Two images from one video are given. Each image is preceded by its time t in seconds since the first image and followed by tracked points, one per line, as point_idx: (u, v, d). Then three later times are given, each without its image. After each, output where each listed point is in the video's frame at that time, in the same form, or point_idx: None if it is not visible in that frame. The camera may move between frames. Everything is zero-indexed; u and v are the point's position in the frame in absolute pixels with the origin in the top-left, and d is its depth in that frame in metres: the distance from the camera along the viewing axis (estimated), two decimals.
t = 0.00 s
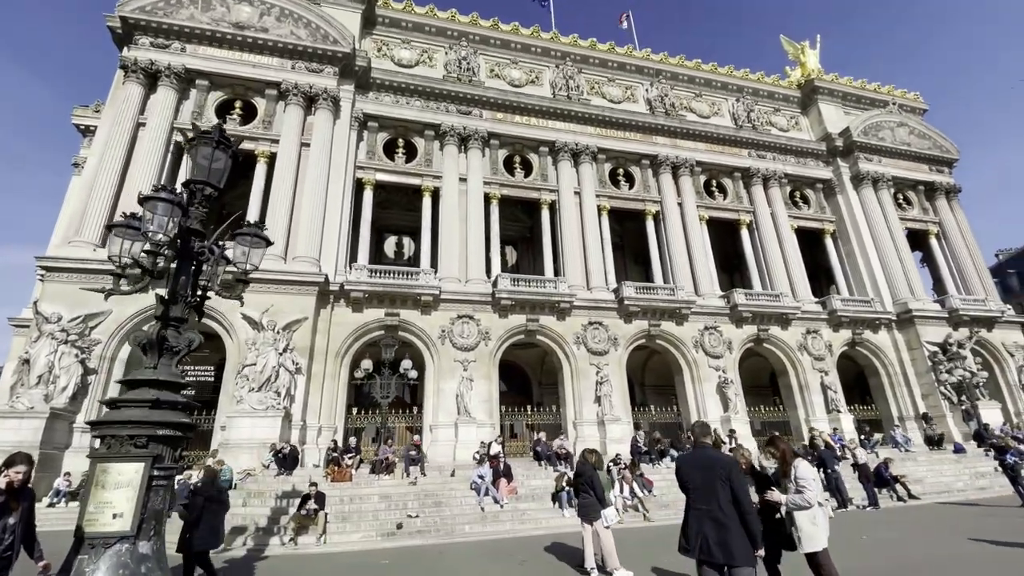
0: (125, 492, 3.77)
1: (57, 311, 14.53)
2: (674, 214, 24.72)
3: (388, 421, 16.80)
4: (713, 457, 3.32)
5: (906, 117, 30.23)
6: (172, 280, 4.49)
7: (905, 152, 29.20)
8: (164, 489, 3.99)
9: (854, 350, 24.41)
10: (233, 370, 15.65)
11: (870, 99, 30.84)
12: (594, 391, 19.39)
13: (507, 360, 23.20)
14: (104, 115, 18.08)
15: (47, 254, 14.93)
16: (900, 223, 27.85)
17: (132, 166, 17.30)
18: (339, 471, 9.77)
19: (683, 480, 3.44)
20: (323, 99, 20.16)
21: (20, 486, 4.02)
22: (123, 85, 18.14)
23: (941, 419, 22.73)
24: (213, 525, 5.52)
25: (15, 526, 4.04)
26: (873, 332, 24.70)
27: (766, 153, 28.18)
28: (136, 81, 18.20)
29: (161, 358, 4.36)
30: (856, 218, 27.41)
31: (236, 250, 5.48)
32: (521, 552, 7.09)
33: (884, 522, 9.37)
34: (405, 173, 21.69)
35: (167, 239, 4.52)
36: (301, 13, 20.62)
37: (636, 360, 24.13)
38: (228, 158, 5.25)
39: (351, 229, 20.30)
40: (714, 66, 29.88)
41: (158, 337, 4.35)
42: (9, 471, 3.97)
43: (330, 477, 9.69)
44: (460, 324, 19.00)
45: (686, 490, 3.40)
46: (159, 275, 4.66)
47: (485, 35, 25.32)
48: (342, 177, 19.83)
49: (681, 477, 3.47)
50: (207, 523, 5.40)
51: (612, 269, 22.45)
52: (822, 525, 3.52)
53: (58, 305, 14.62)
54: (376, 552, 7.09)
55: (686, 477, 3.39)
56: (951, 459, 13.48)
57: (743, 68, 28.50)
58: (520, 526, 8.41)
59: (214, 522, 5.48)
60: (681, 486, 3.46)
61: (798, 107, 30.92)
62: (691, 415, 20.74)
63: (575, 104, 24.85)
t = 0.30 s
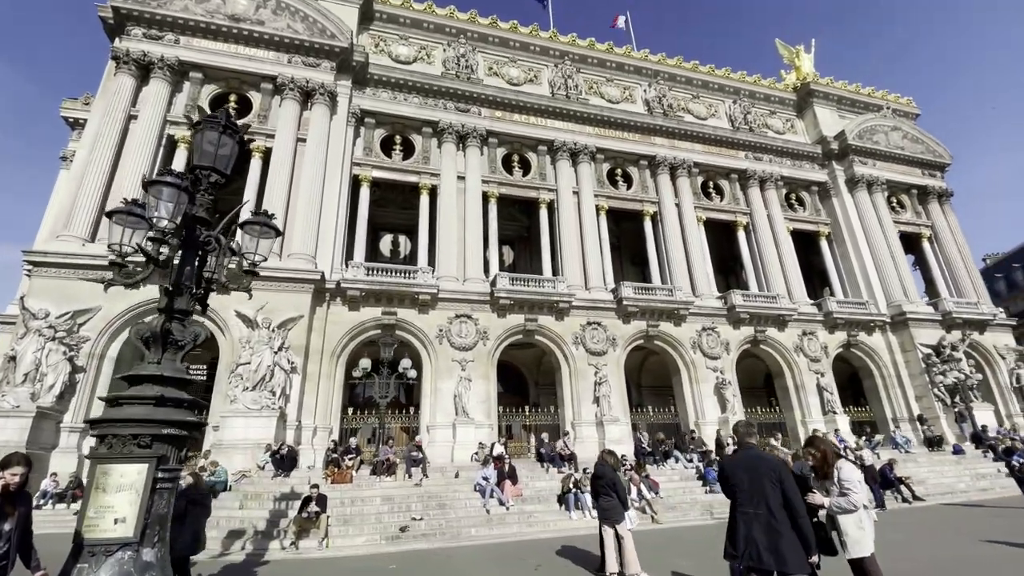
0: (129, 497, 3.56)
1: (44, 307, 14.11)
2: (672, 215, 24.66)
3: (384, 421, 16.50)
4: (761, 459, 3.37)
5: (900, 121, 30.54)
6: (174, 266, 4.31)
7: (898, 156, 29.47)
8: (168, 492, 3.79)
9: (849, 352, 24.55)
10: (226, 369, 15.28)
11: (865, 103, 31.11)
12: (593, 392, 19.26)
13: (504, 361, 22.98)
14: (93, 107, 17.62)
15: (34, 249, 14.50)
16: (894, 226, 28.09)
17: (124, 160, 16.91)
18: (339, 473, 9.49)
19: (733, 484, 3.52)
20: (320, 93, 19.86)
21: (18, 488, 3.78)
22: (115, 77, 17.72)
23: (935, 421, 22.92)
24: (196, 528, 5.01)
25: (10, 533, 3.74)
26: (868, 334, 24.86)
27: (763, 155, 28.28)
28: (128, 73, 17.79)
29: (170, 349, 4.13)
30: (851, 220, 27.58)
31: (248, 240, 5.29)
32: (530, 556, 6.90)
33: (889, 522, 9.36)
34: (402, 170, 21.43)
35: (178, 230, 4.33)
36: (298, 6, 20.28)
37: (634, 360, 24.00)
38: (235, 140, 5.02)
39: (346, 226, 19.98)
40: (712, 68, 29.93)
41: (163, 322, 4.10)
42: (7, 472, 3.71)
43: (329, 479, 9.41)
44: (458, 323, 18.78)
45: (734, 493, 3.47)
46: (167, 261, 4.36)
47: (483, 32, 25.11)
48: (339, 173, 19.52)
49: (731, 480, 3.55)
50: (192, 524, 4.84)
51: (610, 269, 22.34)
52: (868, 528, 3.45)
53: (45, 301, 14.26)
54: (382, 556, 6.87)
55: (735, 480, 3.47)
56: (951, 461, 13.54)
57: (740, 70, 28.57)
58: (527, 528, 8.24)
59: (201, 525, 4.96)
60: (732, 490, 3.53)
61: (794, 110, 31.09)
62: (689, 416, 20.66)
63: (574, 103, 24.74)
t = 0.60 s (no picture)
0: (137, 495, 3.42)
1: (34, 302, 13.73)
2: (672, 215, 24.58)
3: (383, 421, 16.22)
4: (819, 454, 3.31)
5: (897, 124, 30.73)
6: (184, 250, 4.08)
7: (895, 158, 29.63)
8: (177, 491, 3.65)
9: (847, 352, 24.60)
10: (222, 367, 14.96)
11: (862, 106, 31.27)
12: (594, 391, 19.10)
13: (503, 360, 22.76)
14: (86, 99, 17.23)
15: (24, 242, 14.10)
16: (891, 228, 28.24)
17: (117, 152, 16.54)
18: (343, 473, 9.21)
19: (786, 482, 3.39)
20: (318, 88, 19.57)
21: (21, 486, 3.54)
22: (108, 68, 17.34)
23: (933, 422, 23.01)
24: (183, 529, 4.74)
25: (11, 535, 3.45)
26: (866, 334, 24.93)
27: (762, 156, 28.31)
28: (122, 64, 17.43)
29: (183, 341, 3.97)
30: (849, 222, 27.67)
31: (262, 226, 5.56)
32: (544, 557, 6.73)
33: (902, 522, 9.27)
34: (402, 167, 21.19)
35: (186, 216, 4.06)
36: None
37: (633, 360, 23.87)
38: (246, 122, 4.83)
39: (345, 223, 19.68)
40: (711, 69, 29.93)
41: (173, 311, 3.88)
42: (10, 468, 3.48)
43: (333, 479, 9.13)
44: (458, 321, 18.55)
45: (789, 491, 3.33)
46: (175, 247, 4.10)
47: (484, 29, 24.91)
48: (338, 168, 19.22)
49: (784, 478, 3.41)
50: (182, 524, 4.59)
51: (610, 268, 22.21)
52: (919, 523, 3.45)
53: (35, 297, 13.88)
54: (391, 559, 6.65)
55: (791, 478, 3.33)
56: (954, 461, 13.53)
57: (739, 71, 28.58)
58: (538, 530, 8.05)
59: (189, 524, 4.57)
60: (783, 488, 3.40)
61: (792, 112, 31.17)
62: (689, 416, 20.54)
63: (575, 101, 24.63)
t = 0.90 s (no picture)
0: (155, 503, 3.31)
1: (29, 300, 13.44)
2: (674, 215, 24.50)
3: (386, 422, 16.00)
4: (880, 458, 3.25)
5: (896, 126, 30.82)
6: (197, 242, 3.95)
7: (895, 160, 29.70)
8: (194, 499, 3.56)
9: (848, 354, 24.57)
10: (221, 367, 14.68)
11: (861, 108, 31.35)
12: (597, 393, 18.95)
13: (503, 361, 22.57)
14: (83, 94, 16.92)
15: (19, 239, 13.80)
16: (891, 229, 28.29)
17: (115, 148, 16.26)
18: (350, 476, 9.00)
19: (847, 488, 3.34)
20: (319, 85, 19.34)
21: (29, 497, 3.38)
22: (106, 63, 17.06)
23: (933, 423, 23.05)
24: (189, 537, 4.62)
25: (22, 550, 3.27)
26: (866, 336, 24.94)
27: (763, 157, 28.28)
28: (120, 58, 17.15)
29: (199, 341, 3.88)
30: (849, 224, 27.70)
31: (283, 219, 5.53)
32: (560, 562, 6.57)
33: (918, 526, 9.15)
34: (403, 165, 20.98)
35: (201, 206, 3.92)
36: None
37: (634, 362, 23.74)
38: (264, 113, 4.73)
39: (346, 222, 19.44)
40: (712, 70, 29.89)
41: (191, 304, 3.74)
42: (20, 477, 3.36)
43: (340, 482, 8.92)
44: (460, 322, 18.37)
45: (850, 497, 3.29)
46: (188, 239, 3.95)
47: (485, 28, 24.74)
48: (339, 166, 18.97)
49: (844, 484, 3.36)
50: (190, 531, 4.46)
51: (612, 268, 22.08)
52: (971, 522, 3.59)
53: (30, 295, 13.59)
54: (404, 564, 6.48)
55: (853, 484, 3.29)
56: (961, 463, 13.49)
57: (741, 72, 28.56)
58: (551, 534, 7.88)
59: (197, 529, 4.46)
60: (844, 494, 3.35)
61: (792, 114, 31.19)
62: (692, 418, 20.42)
63: (577, 101, 24.52)
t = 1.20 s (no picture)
0: (177, 513, 3.21)
1: (26, 301, 13.18)
2: (677, 216, 24.40)
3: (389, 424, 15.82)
4: (949, 469, 3.25)
5: (898, 128, 30.85)
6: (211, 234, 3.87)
7: (897, 162, 29.70)
8: (216, 512, 3.47)
9: (852, 356, 24.51)
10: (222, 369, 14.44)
11: (863, 110, 31.36)
12: (601, 395, 18.80)
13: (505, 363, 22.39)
14: (81, 91, 16.66)
15: (17, 238, 13.55)
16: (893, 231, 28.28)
17: (114, 146, 16.02)
18: (358, 481, 8.76)
19: (913, 499, 3.34)
20: (322, 83, 19.12)
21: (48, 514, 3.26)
22: (105, 60, 16.81)
23: (936, 425, 23.04)
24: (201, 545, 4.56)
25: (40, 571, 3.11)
26: (869, 338, 24.90)
27: (765, 159, 28.23)
28: (120, 55, 16.91)
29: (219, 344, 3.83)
30: (851, 225, 27.67)
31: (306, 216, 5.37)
32: (579, 570, 6.42)
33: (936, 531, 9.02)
34: (406, 165, 20.80)
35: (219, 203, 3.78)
36: None
37: (637, 363, 23.60)
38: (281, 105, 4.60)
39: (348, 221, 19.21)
40: (714, 71, 29.83)
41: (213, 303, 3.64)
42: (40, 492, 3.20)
43: (349, 487, 8.69)
44: (464, 323, 18.18)
45: (917, 509, 3.29)
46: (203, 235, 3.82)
47: (488, 27, 24.59)
48: (342, 166, 18.75)
49: (909, 494, 3.37)
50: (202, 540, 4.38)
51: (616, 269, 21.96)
52: None
53: (28, 295, 13.33)
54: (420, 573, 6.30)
55: (919, 496, 3.29)
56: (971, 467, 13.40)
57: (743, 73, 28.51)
58: (566, 541, 7.72)
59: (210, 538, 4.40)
60: (909, 505, 3.35)
61: (794, 115, 31.17)
62: (696, 421, 20.28)
63: (580, 101, 24.40)
